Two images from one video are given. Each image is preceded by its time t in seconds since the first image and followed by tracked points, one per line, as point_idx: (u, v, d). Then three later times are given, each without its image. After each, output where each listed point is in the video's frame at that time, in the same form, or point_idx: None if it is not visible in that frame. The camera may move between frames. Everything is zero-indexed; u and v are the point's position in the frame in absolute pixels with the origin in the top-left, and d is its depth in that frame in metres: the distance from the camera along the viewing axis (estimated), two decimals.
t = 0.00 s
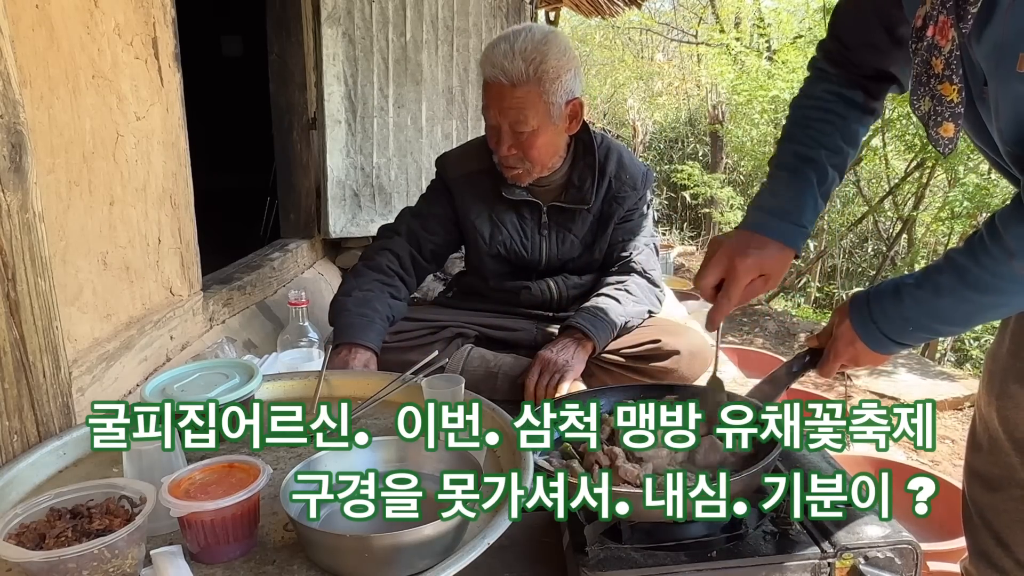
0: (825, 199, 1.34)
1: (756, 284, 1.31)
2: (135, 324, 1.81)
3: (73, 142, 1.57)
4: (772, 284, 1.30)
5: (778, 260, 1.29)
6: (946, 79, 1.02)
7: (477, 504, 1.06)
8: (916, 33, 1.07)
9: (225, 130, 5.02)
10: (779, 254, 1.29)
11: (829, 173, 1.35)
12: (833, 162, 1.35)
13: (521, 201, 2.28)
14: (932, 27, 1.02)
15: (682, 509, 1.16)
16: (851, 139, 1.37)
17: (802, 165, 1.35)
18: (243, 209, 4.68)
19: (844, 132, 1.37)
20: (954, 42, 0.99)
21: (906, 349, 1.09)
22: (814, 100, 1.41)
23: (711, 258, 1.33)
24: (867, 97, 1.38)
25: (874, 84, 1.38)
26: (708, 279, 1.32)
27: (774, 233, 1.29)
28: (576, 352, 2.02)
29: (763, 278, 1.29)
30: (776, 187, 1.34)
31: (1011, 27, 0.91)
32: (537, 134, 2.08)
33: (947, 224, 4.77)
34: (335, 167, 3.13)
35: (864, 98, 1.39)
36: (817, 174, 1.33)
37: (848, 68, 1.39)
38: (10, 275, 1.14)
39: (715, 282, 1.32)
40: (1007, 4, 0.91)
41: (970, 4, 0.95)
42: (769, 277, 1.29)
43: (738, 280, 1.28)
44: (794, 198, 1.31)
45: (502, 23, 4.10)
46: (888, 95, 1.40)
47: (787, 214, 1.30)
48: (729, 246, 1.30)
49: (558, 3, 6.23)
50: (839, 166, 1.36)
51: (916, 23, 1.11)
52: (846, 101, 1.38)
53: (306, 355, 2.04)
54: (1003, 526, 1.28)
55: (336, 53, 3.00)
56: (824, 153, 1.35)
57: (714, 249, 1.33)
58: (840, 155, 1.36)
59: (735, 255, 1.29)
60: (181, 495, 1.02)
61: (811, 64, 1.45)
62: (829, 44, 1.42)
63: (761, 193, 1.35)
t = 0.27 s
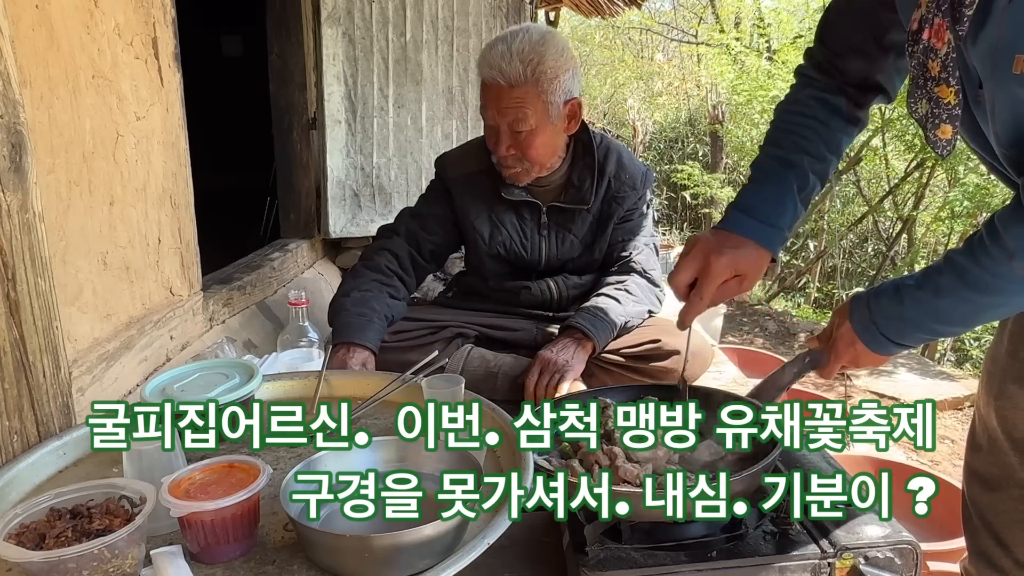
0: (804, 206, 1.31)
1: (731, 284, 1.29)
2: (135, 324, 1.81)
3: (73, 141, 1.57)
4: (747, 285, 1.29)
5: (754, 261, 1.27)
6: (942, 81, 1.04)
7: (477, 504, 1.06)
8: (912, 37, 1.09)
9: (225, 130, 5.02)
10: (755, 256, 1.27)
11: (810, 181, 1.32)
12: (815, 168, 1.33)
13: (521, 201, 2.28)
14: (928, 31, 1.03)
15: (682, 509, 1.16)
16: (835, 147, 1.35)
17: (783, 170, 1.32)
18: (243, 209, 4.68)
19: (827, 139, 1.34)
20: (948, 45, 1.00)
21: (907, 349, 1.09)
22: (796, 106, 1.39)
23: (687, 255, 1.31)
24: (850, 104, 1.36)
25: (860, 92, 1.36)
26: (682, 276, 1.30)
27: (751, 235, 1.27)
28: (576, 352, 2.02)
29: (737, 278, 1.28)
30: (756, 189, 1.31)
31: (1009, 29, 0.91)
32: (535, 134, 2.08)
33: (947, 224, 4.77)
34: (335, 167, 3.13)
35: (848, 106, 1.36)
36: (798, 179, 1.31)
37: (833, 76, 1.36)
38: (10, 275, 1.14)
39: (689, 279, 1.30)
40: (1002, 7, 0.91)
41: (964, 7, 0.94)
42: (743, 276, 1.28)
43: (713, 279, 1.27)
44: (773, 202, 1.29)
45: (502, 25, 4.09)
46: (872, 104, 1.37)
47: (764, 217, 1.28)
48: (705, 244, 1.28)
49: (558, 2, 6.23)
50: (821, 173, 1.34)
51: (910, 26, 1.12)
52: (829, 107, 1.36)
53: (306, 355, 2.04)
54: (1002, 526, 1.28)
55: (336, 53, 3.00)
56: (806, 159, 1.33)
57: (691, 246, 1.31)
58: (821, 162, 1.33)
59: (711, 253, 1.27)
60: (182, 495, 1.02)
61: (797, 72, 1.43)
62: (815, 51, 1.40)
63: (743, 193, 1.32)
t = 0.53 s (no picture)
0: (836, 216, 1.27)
1: (765, 300, 1.20)
2: (135, 324, 1.81)
3: (73, 142, 1.57)
4: (784, 298, 1.20)
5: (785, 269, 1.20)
6: (938, 78, 1.01)
7: (477, 504, 1.06)
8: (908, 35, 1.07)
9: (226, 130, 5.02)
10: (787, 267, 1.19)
11: (837, 190, 1.29)
12: (842, 178, 1.30)
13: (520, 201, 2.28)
14: (925, 28, 1.01)
15: (682, 509, 1.15)
16: (859, 156, 1.32)
17: (808, 179, 1.29)
18: (243, 209, 4.68)
19: (847, 149, 1.32)
20: (945, 42, 0.98)
21: (906, 349, 1.09)
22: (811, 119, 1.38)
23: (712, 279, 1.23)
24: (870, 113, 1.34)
25: (878, 100, 1.35)
26: (710, 301, 1.21)
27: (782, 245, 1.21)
28: (576, 352, 2.02)
29: (770, 291, 1.19)
30: (784, 201, 1.27)
31: (1005, 28, 0.91)
32: (535, 134, 2.08)
33: (947, 224, 4.77)
34: (335, 168, 3.13)
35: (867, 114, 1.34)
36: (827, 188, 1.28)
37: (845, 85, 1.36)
38: (10, 275, 1.14)
39: (719, 302, 1.21)
40: (998, 7, 0.92)
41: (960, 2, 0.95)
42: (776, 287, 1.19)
43: (745, 293, 1.17)
44: (804, 212, 1.25)
45: (501, 24, 4.14)
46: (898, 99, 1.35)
47: (799, 227, 1.23)
48: (727, 260, 1.21)
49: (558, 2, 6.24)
50: (848, 183, 1.31)
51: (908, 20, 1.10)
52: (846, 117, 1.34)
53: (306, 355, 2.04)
54: (1000, 527, 1.27)
55: (336, 53, 3.00)
56: (831, 169, 1.30)
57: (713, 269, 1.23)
58: (846, 171, 1.31)
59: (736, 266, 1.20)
60: (182, 495, 1.02)
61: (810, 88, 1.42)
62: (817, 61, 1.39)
63: (770, 206, 1.27)
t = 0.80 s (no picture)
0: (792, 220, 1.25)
1: (717, 310, 1.19)
2: (135, 324, 1.81)
3: (73, 142, 1.57)
4: (736, 307, 1.18)
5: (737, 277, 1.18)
6: (940, 79, 1.02)
7: (477, 505, 1.06)
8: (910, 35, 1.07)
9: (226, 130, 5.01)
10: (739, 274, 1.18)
11: (796, 193, 1.27)
12: (802, 180, 1.29)
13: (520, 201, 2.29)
14: (927, 28, 1.01)
15: (682, 509, 1.15)
16: (820, 160, 1.30)
17: (769, 181, 1.27)
18: (243, 209, 4.68)
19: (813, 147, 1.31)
20: (949, 42, 0.98)
21: (905, 347, 1.10)
22: (782, 118, 1.36)
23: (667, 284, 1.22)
24: (838, 113, 1.32)
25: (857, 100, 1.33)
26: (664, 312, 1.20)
27: (732, 254, 1.19)
28: (576, 353, 2.02)
29: (721, 301, 1.18)
30: (740, 206, 1.25)
31: (1008, 29, 0.91)
32: (535, 134, 2.09)
33: (947, 224, 4.77)
34: (335, 167, 3.13)
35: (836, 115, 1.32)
36: (785, 191, 1.26)
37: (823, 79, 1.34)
38: (10, 276, 1.14)
39: (672, 312, 1.20)
40: (1002, 7, 0.91)
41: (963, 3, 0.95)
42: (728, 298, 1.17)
43: (694, 305, 1.16)
44: (757, 218, 1.22)
45: (502, 24, 4.15)
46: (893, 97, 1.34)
47: (752, 234, 1.21)
48: (678, 269, 1.19)
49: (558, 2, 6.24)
50: (808, 187, 1.29)
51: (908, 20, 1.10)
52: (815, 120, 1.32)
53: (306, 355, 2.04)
54: (998, 527, 1.27)
55: (336, 53, 3.00)
56: (791, 172, 1.28)
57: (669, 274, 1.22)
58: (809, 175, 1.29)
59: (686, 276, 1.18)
60: (182, 495, 1.02)
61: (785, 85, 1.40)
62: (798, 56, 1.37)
63: (726, 212, 1.25)
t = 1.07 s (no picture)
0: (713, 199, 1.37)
1: (627, 270, 1.35)
2: (135, 324, 1.81)
3: (73, 141, 1.57)
4: (643, 268, 1.34)
5: (649, 244, 1.32)
6: (933, 90, 0.99)
7: (477, 504, 1.06)
8: (898, 47, 1.06)
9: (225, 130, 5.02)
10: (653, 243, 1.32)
11: (725, 176, 1.38)
12: (736, 166, 1.38)
13: (520, 201, 2.29)
14: (918, 40, 0.99)
15: (682, 509, 1.15)
16: (757, 150, 1.38)
17: (703, 161, 1.37)
18: (243, 209, 4.68)
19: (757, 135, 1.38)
20: (940, 53, 0.97)
21: (906, 349, 1.09)
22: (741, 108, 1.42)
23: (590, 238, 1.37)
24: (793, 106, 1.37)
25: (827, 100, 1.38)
26: (580, 264, 1.36)
27: (649, 220, 1.33)
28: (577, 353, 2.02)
29: (632, 261, 1.33)
30: (672, 178, 1.36)
31: (1000, 37, 0.94)
32: (535, 134, 2.08)
33: (947, 224, 4.77)
34: (335, 167, 3.13)
35: (785, 109, 1.39)
36: (714, 172, 1.36)
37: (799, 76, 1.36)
38: (10, 275, 1.14)
39: (588, 264, 1.36)
40: (994, 16, 0.94)
41: (954, 14, 0.94)
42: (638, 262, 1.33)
43: (607, 261, 1.32)
44: (682, 193, 1.34)
45: (502, 24, 4.16)
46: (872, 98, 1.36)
47: (672, 206, 1.34)
48: (602, 228, 1.35)
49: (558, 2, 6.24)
50: (741, 173, 1.38)
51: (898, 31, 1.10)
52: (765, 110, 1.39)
53: (306, 355, 2.04)
54: (995, 529, 1.27)
55: (336, 53, 3.00)
56: (727, 155, 1.38)
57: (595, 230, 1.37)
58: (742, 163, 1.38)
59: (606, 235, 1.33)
60: (182, 495, 1.02)
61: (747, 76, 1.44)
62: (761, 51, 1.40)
63: (659, 182, 1.37)
